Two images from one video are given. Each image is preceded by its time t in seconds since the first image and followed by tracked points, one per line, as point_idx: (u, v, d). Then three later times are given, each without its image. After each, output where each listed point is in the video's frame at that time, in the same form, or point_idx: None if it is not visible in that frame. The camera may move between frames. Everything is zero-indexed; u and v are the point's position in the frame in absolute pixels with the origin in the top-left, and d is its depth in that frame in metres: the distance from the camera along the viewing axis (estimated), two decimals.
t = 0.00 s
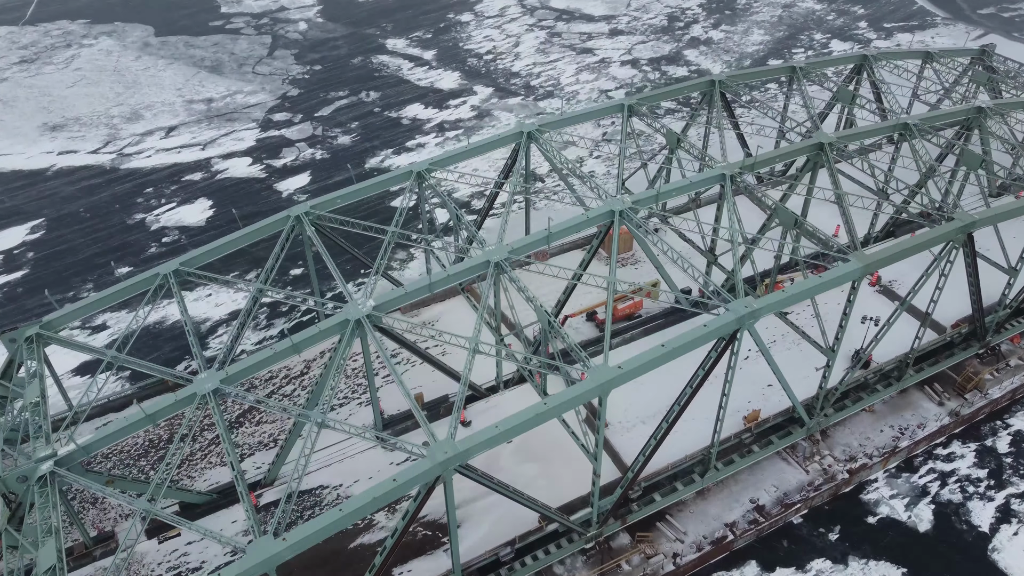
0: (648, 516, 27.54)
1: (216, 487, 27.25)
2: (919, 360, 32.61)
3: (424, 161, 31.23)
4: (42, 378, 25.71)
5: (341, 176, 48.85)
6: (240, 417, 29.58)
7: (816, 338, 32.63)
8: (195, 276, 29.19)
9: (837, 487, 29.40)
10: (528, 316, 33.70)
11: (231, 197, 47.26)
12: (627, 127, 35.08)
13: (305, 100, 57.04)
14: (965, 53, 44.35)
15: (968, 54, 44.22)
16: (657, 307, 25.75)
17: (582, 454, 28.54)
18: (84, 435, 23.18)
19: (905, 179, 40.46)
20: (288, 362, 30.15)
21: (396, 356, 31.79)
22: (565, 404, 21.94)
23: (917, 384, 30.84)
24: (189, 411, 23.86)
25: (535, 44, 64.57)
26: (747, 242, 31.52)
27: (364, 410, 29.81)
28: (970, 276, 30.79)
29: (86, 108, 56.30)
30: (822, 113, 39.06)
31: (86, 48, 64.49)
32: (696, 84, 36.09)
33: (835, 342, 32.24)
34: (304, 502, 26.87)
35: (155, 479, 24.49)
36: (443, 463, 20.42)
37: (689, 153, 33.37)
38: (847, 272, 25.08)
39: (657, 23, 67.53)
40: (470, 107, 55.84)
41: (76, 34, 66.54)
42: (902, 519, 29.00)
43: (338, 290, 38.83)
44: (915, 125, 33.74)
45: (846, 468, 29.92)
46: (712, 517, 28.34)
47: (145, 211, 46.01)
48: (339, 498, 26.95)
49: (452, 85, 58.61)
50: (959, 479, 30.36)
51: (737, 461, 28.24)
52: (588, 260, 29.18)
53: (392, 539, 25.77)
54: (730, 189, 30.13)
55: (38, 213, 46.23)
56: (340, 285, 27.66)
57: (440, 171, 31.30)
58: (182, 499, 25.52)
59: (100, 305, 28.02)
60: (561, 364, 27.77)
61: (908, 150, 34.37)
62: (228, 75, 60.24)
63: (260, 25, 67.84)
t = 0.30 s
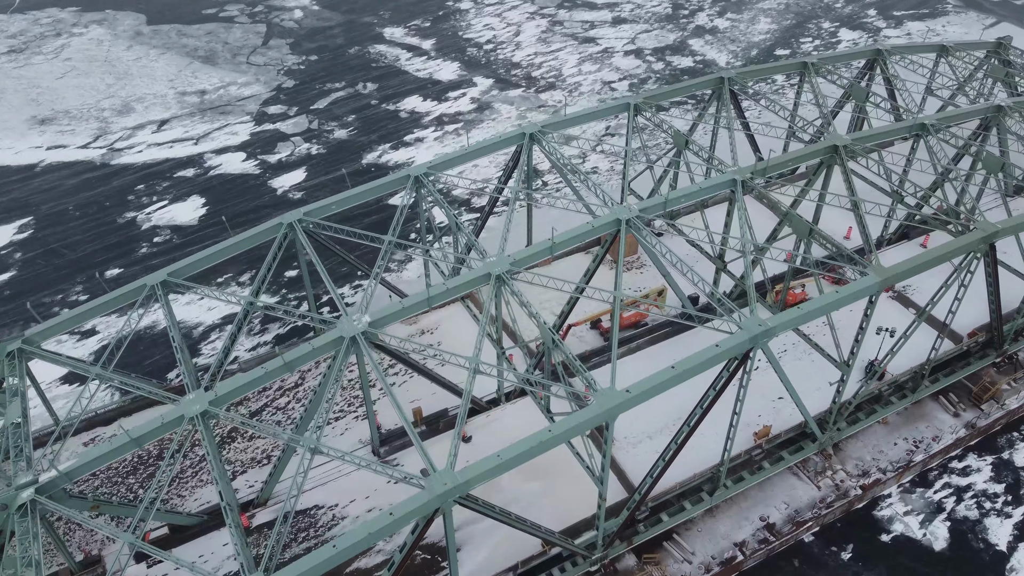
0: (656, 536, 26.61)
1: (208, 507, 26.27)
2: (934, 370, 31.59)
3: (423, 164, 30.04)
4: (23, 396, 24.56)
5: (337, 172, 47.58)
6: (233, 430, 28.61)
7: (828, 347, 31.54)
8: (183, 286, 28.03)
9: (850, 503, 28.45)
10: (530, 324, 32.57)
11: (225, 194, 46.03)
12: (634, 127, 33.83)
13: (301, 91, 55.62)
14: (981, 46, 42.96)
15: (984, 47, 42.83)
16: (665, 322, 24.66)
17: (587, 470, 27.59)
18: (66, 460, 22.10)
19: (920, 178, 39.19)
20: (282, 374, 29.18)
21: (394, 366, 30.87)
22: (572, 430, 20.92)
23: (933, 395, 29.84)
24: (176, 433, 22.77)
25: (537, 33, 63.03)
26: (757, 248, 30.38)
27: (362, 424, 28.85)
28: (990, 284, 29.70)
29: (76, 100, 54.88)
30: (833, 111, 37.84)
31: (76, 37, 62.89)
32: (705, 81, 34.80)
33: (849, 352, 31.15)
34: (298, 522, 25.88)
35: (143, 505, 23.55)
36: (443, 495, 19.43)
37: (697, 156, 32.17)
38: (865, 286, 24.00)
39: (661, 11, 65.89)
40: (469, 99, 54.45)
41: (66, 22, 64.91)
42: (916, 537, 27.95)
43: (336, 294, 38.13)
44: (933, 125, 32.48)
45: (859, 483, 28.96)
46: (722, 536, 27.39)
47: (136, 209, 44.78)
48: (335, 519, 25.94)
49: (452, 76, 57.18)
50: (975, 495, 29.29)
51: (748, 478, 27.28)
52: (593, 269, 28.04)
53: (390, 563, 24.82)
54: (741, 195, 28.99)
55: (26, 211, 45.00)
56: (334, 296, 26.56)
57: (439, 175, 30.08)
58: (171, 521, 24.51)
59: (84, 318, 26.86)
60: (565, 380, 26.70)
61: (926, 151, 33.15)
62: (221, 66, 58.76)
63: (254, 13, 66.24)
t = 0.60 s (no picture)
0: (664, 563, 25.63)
1: (198, 534, 25.33)
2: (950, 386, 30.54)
3: (422, 174, 28.86)
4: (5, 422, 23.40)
5: (334, 172, 46.36)
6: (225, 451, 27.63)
7: (841, 362, 30.50)
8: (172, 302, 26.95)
9: (863, 526, 27.40)
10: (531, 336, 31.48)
11: (218, 195, 44.83)
12: (640, 132, 32.62)
13: (297, 87, 54.27)
14: (998, 43, 41.58)
15: (1001, 44, 41.43)
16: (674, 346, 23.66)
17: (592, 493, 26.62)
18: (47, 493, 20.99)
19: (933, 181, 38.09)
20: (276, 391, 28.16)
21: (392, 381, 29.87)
22: (578, 466, 19.90)
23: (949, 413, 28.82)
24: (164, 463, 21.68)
25: (538, 26, 61.57)
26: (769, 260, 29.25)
27: (359, 444, 27.86)
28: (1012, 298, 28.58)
29: (67, 97, 53.56)
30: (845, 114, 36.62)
31: (67, 30, 61.44)
32: (714, 84, 33.56)
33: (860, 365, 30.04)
34: (291, 550, 24.88)
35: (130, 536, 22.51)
36: (442, 538, 18.43)
37: (706, 164, 31.00)
38: (885, 309, 22.91)
39: (665, 3, 64.36)
40: (469, 95, 53.15)
41: (57, 15, 63.43)
42: (932, 560, 26.70)
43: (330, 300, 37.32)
44: (950, 130, 31.26)
45: (873, 505, 27.91)
46: (731, 562, 26.38)
47: (127, 212, 43.61)
48: (330, 547, 24.95)
49: (451, 71, 55.80)
50: (994, 516, 28.01)
51: (759, 502, 26.28)
52: (599, 285, 26.91)
53: None
54: (752, 207, 27.84)
55: (14, 214, 43.83)
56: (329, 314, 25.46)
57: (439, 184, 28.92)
58: (160, 551, 23.47)
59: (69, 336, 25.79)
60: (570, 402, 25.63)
61: (943, 157, 31.92)
62: (215, 61, 57.37)
63: (249, 5, 64.74)
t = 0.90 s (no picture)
0: None
1: None
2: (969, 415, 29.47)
3: (420, 197, 27.71)
4: None
5: (330, 185, 45.25)
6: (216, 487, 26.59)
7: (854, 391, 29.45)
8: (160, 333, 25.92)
9: (879, 563, 26.32)
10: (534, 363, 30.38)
11: (212, 209, 43.72)
12: (647, 150, 31.48)
13: (293, 95, 53.14)
14: (1013, 53, 40.39)
15: (1016, 55, 40.25)
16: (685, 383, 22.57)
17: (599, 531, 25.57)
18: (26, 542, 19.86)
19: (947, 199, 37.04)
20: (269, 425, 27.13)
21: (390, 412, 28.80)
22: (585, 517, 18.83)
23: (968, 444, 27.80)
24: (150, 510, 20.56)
25: (540, 31, 60.40)
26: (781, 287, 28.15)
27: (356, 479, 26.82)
28: None
29: (58, 106, 52.47)
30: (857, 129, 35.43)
31: (60, 36, 60.29)
32: (724, 100, 32.38)
33: (876, 394, 28.99)
34: None
35: None
36: None
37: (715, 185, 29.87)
38: (906, 345, 21.81)
39: (669, 8, 63.19)
40: (469, 104, 52.06)
41: (50, 20, 62.27)
42: None
43: (327, 320, 36.35)
44: (969, 149, 30.08)
45: (889, 541, 26.82)
46: None
47: (119, 226, 42.55)
48: None
49: (451, 79, 54.64)
50: (1016, 552, 26.61)
51: (772, 541, 25.23)
52: (605, 314, 25.82)
53: None
54: (765, 232, 26.72)
55: (3, 229, 42.77)
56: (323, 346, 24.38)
57: (438, 208, 27.82)
58: None
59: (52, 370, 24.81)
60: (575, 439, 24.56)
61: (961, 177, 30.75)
62: (210, 68, 56.23)
63: (245, 10, 63.57)
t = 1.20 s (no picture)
0: None
1: None
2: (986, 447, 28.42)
3: (418, 224, 26.64)
4: None
5: (327, 201, 44.24)
6: (206, 528, 25.55)
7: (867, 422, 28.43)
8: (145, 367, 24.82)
9: None
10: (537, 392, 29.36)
11: (205, 227, 42.68)
12: (653, 172, 30.44)
13: (289, 107, 52.10)
14: None
15: None
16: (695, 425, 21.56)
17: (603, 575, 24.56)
18: None
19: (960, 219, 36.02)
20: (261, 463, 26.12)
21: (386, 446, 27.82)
22: None
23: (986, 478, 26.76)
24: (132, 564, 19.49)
25: (540, 40, 59.38)
26: (792, 316, 27.15)
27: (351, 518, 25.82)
28: None
29: (49, 118, 51.39)
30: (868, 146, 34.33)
31: (51, 45, 59.20)
32: (733, 119, 31.35)
33: (891, 427, 28.01)
34: None
35: None
36: None
37: (725, 210, 28.84)
38: (928, 386, 20.82)
39: (672, 16, 62.17)
40: (469, 116, 51.07)
41: (42, 29, 61.19)
42: None
43: (323, 344, 35.40)
44: (986, 172, 29.01)
45: None
46: None
47: (109, 245, 41.53)
48: None
49: (450, 90, 53.64)
50: None
51: None
52: (611, 348, 24.82)
53: None
54: (778, 261, 25.69)
55: None
56: (317, 383, 23.38)
57: (436, 235, 26.78)
58: None
59: (34, 408, 23.70)
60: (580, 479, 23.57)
61: (978, 200, 29.68)
62: (204, 78, 55.18)
63: (241, 19, 62.51)
